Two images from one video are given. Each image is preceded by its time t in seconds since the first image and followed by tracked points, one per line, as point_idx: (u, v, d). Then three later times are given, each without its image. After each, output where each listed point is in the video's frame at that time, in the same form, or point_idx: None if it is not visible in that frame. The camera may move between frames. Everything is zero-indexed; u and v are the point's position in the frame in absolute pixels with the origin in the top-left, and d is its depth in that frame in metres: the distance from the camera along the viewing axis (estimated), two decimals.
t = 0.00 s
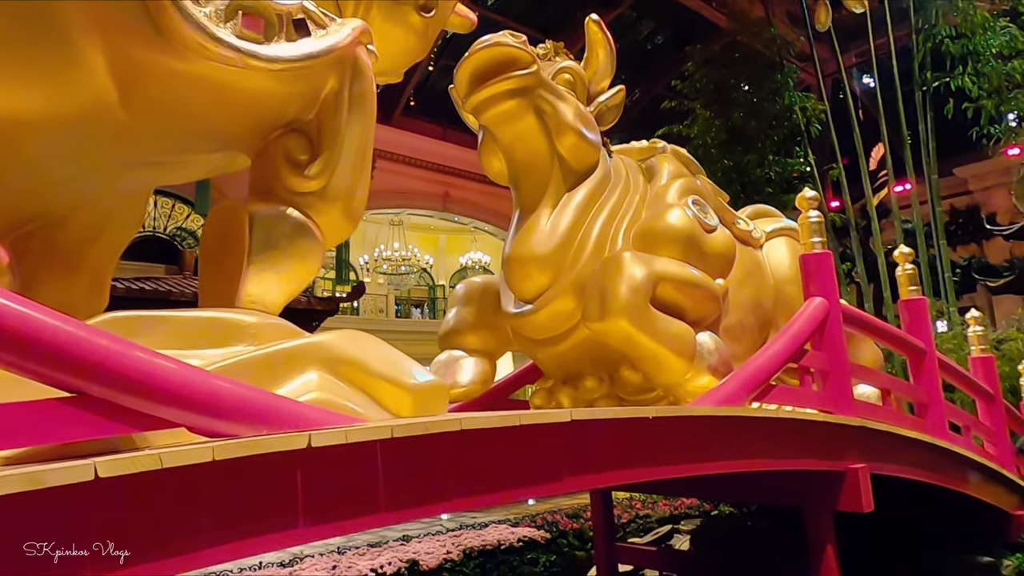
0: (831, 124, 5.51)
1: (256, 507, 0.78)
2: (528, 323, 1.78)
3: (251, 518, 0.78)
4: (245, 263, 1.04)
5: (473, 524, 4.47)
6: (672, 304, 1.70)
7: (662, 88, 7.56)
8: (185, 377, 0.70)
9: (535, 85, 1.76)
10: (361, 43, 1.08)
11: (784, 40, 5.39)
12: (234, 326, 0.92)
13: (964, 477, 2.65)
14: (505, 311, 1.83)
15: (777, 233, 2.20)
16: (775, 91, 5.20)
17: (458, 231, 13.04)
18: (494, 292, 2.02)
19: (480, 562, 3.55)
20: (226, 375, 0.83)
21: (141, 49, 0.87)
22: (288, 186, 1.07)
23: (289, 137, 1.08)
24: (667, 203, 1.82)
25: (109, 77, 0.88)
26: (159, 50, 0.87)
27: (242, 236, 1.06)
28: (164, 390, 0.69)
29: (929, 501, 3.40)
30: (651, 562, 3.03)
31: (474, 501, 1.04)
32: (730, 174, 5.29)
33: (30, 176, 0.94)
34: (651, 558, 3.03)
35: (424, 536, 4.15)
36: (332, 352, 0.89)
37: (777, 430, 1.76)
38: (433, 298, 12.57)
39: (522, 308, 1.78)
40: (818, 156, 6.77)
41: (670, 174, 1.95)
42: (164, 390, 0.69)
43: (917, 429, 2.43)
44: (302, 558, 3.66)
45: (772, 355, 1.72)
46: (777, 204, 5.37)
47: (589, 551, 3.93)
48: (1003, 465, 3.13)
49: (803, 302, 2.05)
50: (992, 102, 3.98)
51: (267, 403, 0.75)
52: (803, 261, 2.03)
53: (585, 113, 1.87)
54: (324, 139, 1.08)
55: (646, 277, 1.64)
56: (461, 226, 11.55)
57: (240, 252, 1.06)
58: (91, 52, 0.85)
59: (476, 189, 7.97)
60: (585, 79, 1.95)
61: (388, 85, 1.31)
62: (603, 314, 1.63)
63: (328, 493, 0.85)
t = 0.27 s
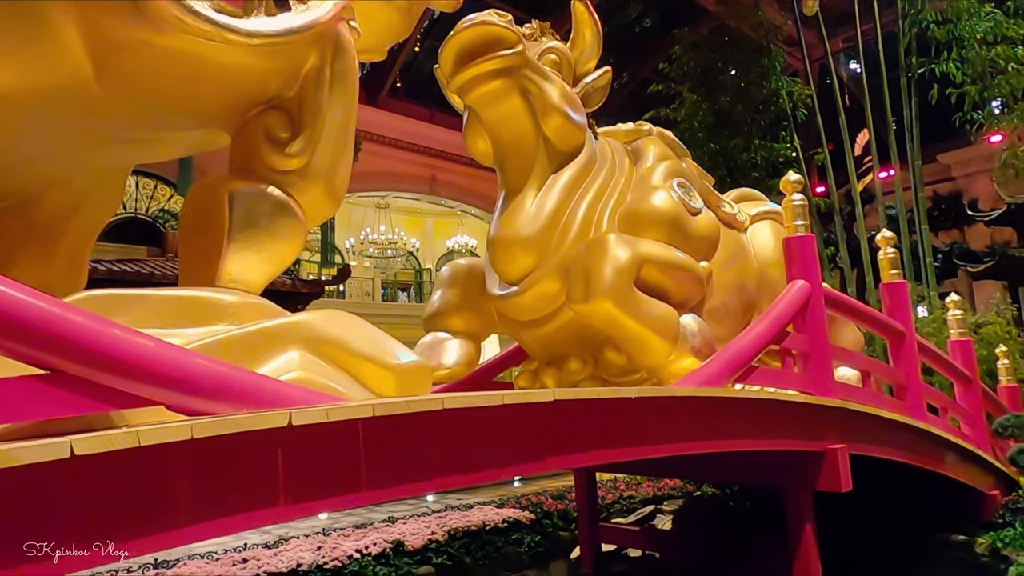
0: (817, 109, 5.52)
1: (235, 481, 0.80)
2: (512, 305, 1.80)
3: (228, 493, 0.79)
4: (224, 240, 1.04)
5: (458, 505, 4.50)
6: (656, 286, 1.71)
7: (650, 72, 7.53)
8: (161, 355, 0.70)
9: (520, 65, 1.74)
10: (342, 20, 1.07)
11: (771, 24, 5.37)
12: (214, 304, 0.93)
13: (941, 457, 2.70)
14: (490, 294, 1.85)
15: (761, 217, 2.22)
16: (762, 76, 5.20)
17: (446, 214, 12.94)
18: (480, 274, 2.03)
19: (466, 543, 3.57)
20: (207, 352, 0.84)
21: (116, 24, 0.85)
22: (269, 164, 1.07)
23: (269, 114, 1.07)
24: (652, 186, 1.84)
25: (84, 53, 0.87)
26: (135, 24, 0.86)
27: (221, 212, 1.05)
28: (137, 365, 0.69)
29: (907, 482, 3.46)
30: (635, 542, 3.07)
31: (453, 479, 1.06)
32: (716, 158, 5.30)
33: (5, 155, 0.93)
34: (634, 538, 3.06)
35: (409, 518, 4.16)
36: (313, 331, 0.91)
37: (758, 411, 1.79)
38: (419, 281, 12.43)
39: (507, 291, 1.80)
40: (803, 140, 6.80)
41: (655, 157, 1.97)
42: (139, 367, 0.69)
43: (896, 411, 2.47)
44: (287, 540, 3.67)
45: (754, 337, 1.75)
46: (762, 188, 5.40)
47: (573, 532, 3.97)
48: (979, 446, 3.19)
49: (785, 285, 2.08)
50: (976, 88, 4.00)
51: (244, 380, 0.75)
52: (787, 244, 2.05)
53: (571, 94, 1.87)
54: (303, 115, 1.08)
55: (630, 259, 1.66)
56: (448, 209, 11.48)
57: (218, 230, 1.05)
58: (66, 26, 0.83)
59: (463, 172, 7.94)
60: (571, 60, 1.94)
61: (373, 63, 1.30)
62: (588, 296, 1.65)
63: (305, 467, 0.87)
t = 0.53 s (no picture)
0: (805, 101, 5.53)
1: (217, 466, 0.82)
2: (501, 295, 1.80)
3: (209, 477, 0.81)
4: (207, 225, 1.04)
5: (447, 496, 4.51)
6: (643, 276, 1.73)
7: (639, 63, 7.52)
8: (142, 342, 0.71)
9: (508, 54, 1.74)
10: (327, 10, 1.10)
11: (760, 16, 5.37)
12: (199, 291, 0.94)
13: (923, 446, 2.74)
14: (478, 284, 1.86)
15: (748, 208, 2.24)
16: (751, 67, 5.20)
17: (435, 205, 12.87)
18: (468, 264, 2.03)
19: (454, 532, 3.61)
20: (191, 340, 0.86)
21: (98, 8, 0.85)
22: (252, 151, 1.08)
23: (253, 101, 1.08)
24: (641, 175, 1.86)
25: (65, 38, 0.86)
26: (116, 8, 0.85)
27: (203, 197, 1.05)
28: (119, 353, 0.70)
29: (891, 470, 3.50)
30: (622, 531, 3.08)
31: (435, 467, 1.08)
32: (704, 150, 5.30)
33: None
34: (621, 527, 3.06)
35: (397, 508, 4.16)
36: (297, 320, 0.93)
37: (743, 400, 1.81)
38: (408, 273, 12.38)
39: (495, 281, 1.80)
40: (791, 133, 6.82)
41: (643, 147, 1.98)
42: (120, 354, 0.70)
43: (880, 400, 2.50)
44: (274, 531, 3.67)
45: (739, 327, 1.77)
46: (750, 180, 5.42)
47: (560, 521, 3.99)
48: (961, 435, 3.24)
49: (771, 275, 2.10)
50: (962, 81, 4.02)
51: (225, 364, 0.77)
52: (773, 234, 2.07)
53: (558, 83, 1.87)
54: (288, 102, 1.09)
55: (617, 249, 1.67)
56: (437, 200, 11.42)
57: (202, 217, 1.06)
58: (46, 10, 0.82)
59: (452, 163, 7.91)
60: (559, 49, 1.94)
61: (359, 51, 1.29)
62: (575, 286, 1.66)
63: (286, 451, 0.89)
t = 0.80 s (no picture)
0: (789, 89, 5.55)
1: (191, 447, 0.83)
2: (484, 281, 1.81)
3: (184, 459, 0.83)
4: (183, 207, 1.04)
5: (432, 482, 4.52)
6: (626, 262, 1.77)
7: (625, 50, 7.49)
8: (121, 327, 0.76)
9: (492, 38, 1.73)
10: None
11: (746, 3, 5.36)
12: (174, 276, 0.95)
13: (901, 430, 2.78)
14: (462, 270, 1.88)
15: (732, 194, 2.27)
16: (736, 55, 5.19)
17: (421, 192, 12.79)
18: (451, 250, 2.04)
19: (438, 518, 3.63)
20: (167, 323, 0.87)
21: None
22: (230, 133, 1.06)
23: (230, 82, 1.06)
24: (624, 161, 1.90)
25: (36, 17, 0.84)
26: None
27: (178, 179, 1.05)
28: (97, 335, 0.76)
29: (870, 456, 3.54)
30: (605, 515, 3.09)
31: (413, 451, 1.10)
32: (689, 138, 5.29)
33: None
34: (604, 511, 3.07)
35: (382, 494, 4.16)
36: (277, 305, 0.95)
37: (725, 385, 1.82)
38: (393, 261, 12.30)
39: (478, 267, 1.82)
40: (776, 121, 6.84)
41: (627, 134, 2.01)
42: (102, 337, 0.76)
43: (859, 385, 2.53)
44: (257, 518, 3.66)
45: (722, 313, 1.80)
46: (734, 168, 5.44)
47: (544, 507, 4.02)
48: (938, 420, 3.29)
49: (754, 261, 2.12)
50: (943, 71, 4.04)
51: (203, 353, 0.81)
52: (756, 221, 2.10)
53: (543, 68, 1.86)
54: (266, 84, 1.07)
55: (601, 235, 1.68)
56: (422, 187, 11.35)
57: (179, 200, 1.05)
58: None
59: (438, 150, 7.87)
60: (544, 34, 1.93)
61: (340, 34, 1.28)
62: (558, 272, 1.68)
63: (260, 434, 0.91)
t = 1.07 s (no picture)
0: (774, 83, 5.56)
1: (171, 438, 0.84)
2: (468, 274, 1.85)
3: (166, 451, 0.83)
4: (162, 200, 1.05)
5: (417, 475, 4.52)
6: (610, 254, 1.79)
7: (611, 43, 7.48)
8: (94, 318, 0.76)
9: (476, 29, 1.72)
10: None
11: None
12: (154, 268, 0.95)
13: (881, 422, 2.81)
14: (446, 262, 1.92)
15: (716, 187, 2.28)
16: (721, 48, 5.19)
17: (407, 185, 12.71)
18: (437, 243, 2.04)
19: (423, 511, 3.64)
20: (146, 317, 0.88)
21: None
22: (210, 123, 1.06)
23: (210, 71, 1.06)
24: (610, 154, 1.91)
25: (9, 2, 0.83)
26: None
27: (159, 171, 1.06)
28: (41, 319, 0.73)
29: (851, 448, 3.58)
30: (589, 507, 3.11)
31: (397, 444, 1.10)
32: (675, 131, 5.30)
33: None
34: (588, 503, 3.08)
35: (366, 488, 4.16)
36: (256, 297, 0.95)
37: (707, 377, 1.84)
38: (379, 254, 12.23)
39: (462, 260, 1.85)
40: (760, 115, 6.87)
41: (612, 126, 2.02)
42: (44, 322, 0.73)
43: (840, 377, 2.56)
44: (240, 512, 3.64)
45: (705, 306, 1.82)
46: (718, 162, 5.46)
47: (529, 499, 4.04)
48: (917, 411, 3.33)
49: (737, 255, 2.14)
50: (925, 66, 4.08)
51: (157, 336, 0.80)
52: (739, 214, 2.12)
53: (528, 59, 1.86)
54: (246, 74, 1.06)
55: (586, 228, 1.72)
56: (408, 180, 11.28)
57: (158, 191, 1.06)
58: None
59: (423, 143, 7.83)
60: (528, 25, 1.93)
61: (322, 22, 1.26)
62: (543, 264, 1.72)
63: (243, 426, 0.91)
